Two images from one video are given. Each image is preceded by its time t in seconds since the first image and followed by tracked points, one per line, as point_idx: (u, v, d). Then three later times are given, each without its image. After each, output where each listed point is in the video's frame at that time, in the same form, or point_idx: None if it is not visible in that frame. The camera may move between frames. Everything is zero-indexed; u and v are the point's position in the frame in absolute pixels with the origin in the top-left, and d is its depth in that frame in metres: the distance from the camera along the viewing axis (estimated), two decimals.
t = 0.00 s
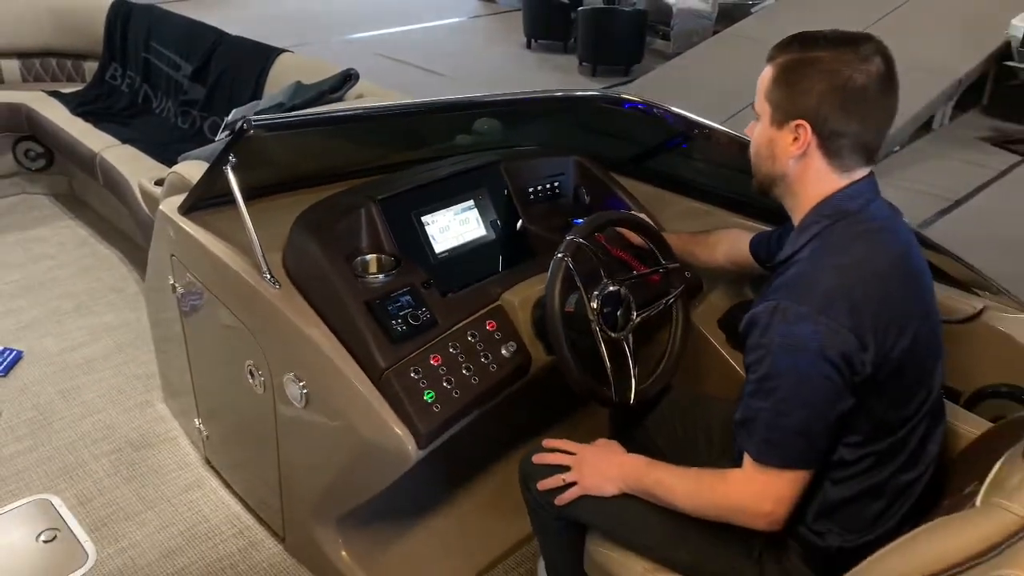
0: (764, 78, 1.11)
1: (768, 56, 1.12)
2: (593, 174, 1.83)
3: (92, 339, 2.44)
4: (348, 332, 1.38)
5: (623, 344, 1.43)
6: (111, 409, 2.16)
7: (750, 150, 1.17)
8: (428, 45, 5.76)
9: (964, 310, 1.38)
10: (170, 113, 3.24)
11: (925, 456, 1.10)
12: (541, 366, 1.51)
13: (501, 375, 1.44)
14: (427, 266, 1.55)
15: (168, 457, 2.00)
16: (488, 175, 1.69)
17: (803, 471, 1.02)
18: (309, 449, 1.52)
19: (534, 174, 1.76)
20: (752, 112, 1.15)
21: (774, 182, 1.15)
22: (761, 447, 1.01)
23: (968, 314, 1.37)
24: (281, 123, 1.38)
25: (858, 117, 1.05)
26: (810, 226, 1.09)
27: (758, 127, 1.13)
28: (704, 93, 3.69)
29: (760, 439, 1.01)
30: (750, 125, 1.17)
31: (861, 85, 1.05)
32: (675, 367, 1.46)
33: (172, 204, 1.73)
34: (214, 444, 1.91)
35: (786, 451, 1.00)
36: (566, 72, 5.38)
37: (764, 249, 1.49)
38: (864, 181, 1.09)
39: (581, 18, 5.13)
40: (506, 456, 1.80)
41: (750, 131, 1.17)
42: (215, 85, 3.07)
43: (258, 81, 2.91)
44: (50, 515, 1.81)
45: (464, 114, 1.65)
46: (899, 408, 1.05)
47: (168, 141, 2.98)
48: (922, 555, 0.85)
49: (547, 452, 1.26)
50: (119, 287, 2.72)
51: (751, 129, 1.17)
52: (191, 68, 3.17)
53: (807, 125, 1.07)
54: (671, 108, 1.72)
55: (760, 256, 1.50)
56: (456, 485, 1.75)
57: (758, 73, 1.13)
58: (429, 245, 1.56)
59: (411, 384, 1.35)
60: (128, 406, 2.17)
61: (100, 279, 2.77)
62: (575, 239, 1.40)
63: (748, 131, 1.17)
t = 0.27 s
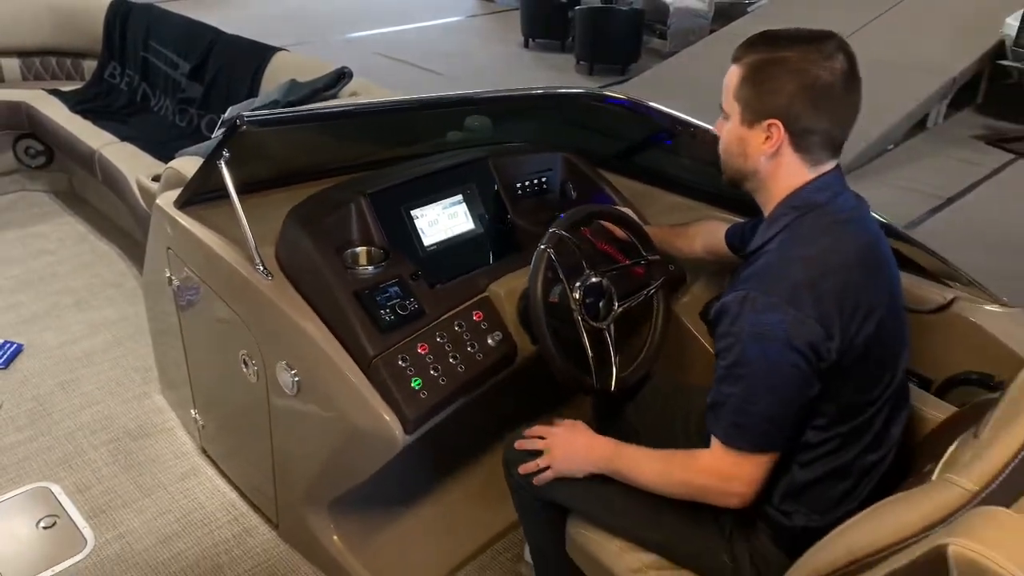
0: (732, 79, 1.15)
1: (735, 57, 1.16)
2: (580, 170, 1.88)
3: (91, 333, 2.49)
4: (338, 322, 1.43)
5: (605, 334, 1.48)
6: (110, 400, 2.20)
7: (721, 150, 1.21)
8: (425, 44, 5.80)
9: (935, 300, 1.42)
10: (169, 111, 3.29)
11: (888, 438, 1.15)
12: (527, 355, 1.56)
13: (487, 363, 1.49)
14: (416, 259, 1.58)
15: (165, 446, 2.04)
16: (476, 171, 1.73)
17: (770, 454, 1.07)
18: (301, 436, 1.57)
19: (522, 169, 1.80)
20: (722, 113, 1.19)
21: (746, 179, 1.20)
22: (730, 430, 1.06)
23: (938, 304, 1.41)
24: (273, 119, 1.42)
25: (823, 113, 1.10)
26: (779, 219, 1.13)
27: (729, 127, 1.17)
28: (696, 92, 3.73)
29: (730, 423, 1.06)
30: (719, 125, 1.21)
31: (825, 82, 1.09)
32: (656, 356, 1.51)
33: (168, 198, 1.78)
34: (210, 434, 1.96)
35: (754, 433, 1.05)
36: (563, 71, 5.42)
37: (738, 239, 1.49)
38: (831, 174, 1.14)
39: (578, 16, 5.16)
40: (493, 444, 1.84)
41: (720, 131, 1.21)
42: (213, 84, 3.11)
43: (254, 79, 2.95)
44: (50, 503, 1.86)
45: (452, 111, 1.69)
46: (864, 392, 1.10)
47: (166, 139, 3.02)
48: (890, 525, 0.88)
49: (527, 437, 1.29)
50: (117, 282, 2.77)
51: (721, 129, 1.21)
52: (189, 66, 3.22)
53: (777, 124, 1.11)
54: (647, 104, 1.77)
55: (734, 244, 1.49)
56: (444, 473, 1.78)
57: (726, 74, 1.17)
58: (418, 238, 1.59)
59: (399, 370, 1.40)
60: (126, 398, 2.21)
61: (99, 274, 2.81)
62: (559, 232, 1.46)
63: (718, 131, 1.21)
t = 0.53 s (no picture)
0: (723, 71, 1.17)
1: (719, 51, 1.19)
2: (569, 165, 1.92)
3: (91, 326, 2.53)
4: (329, 311, 1.47)
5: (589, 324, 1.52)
6: (108, 391, 2.24)
7: (708, 142, 1.21)
8: (423, 42, 5.85)
9: (909, 291, 1.46)
10: (168, 109, 3.33)
11: (858, 423, 1.19)
12: (513, 344, 1.61)
13: (474, 351, 1.54)
14: (406, 252, 1.62)
15: (162, 436, 2.08)
16: (466, 166, 1.77)
17: (738, 437, 1.10)
18: (293, 424, 1.61)
19: (511, 164, 1.83)
20: (707, 106, 1.20)
21: (734, 170, 1.21)
22: (699, 415, 1.09)
23: (911, 296, 1.45)
24: (265, 115, 1.46)
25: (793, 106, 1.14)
26: (754, 211, 1.17)
27: (720, 118, 1.18)
28: (690, 89, 3.77)
29: (700, 408, 1.09)
30: (701, 119, 1.22)
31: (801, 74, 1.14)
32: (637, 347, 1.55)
33: (165, 192, 1.82)
34: (206, 423, 2.00)
35: (722, 419, 1.08)
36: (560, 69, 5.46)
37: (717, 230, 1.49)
38: (801, 167, 1.18)
39: (576, 15, 5.20)
40: (483, 433, 1.88)
41: (704, 124, 1.21)
42: (211, 82, 3.15)
43: (250, 83, 2.99)
44: (50, 490, 1.90)
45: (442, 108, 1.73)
46: (835, 379, 1.13)
47: (164, 136, 3.07)
48: (852, 499, 0.92)
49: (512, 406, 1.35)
50: (116, 277, 2.81)
51: (703, 123, 1.22)
52: (187, 64, 3.26)
53: (778, 111, 1.15)
54: (631, 99, 1.79)
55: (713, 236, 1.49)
56: (435, 462, 1.82)
57: (712, 68, 1.19)
58: (408, 231, 1.63)
59: (388, 358, 1.45)
60: (125, 389, 2.26)
61: (98, 269, 2.86)
62: (543, 224, 1.49)
63: (700, 125, 1.22)
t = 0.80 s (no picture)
0: (714, 66, 1.19)
1: (706, 47, 1.21)
2: (560, 162, 1.96)
3: (92, 320, 2.58)
4: (323, 303, 1.52)
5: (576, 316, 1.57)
6: (109, 383, 2.29)
7: (697, 137, 1.22)
8: (423, 41, 5.88)
9: (887, 284, 1.50)
10: (168, 106, 3.37)
11: (834, 410, 1.23)
12: (503, 336, 1.66)
13: (464, 342, 1.59)
14: (399, 246, 1.66)
15: (162, 426, 2.13)
16: (458, 161, 1.81)
17: (705, 420, 1.16)
18: (288, 412, 1.65)
19: (502, 161, 1.88)
20: (696, 101, 1.21)
21: (722, 164, 1.23)
22: (671, 396, 1.15)
23: (889, 289, 1.49)
24: (260, 111, 1.50)
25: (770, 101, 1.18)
26: (735, 204, 1.21)
27: (712, 113, 1.20)
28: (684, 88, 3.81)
29: (675, 389, 1.14)
30: (688, 115, 1.23)
31: (774, 69, 1.17)
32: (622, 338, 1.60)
33: (164, 187, 1.86)
34: (205, 414, 2.04)
35: (695, 400, 1.13)
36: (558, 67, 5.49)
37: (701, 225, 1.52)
38: (779, 161, 1.22)
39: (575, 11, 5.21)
40: (476, 423, 1.92)
41: (693, 119, 1.22)
42: (210, 80, 3.19)
43: (249, 76, 3.03)
44: (52, 479, 1.95)
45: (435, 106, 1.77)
46: (810, 367, 1.17)
47: (164, 133, 3.11)
48: (818, 478, 0.95)
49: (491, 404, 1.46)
50: (117, 271, 2.86)
51: (691, 117, 1.22)
52: (187, 62, 3.30)
53: (769, 105, 1.18)
54: (618, 97, 1.79)
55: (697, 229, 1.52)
56: (428, 451, 1.86)
57: (701, 63, 1.20)
58: (401, 225, 1.67)
59: (380, 347, 1.50)
60: (126, 381, 2.30)
61: (100, 264, 2.90)
62: (530, 218, 1.56)
63: (689, 120, 1.23)
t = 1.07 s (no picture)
0: (698, 63, 1.23)
1: (691, 44, 1.25)
2: (553, 159, 2.00)
3: (95, 314, 2.62)
4: (320, 295, 1.57)
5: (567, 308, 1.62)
6: (112, 375, 2.33)
7: (681, 130, 1.26)
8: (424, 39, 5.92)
9: (870, 277, 1.54)
10: (169, 104, 3.42)
11: (813, 398, 1.27)
12: (495, 328, 1.71)
13: (457, 334, 1.64)
14: (394, 239, 1.70)
15: (164, 417, 2.17)
16: (453, 158, 1.85)
17: (690, 408, 1.21)
18: (286, 402, 1.69)
19: (497, 157, 1.91)
20: (680, 96, 1.25)
21: (705, 157, 1.27)
22: (657, 383, 1.19)
23: (872, 281, 1.53)
24: (258, 108, 1.54)
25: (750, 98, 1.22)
26: (717, 198, 1.25)
27: (695, 107, 1.24)
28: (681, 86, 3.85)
29: (658, 376, 1.19)
30: (673, 109, 1.27)
31: (754, 66, 1.21)
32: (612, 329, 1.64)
33: (166, 183, 1.90)
34: (205, 405, 2.08)
35: (678, 388, 1.17)
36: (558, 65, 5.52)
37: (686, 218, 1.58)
38: (761, 157, 1.26)
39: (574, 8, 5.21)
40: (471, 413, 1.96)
41: (677, 114, 1.26)
42: (211, 78, 3.23)
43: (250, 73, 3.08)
44: (55, 468, 1.99)
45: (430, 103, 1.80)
46: (789, 356, 1.22)
47: (166, 130, 3.15)
48: (791, 460, 0.99)
49: (479, 393, 1.51)
50: (119, 267, 2.90)
51: (676, 112, 1.26)
52: (189, 60, 3.34)
53: (751, 100, 1.22)
54: (608, 95, 1.78)
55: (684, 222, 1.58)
56: (424, 441, 1.90)
57: (685, 60, 1.24)
58: (397, 219, 1.71)
59: (375, 338, 1.55)
60: (128, 373, 2.35)
61: (102, 259, 2.94)
62: (522, 213, 1.61)
63: (673, 115, 1.27)
